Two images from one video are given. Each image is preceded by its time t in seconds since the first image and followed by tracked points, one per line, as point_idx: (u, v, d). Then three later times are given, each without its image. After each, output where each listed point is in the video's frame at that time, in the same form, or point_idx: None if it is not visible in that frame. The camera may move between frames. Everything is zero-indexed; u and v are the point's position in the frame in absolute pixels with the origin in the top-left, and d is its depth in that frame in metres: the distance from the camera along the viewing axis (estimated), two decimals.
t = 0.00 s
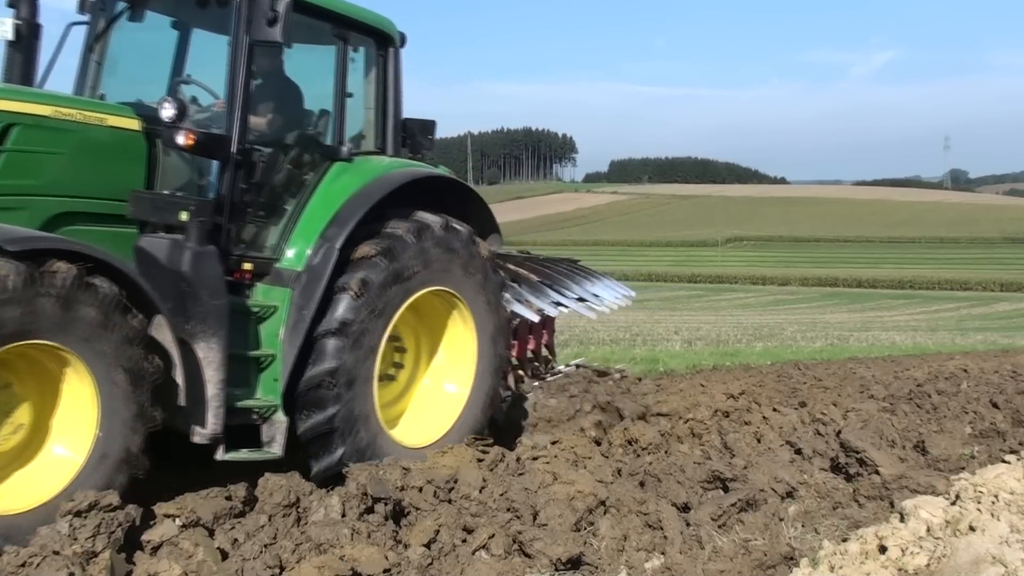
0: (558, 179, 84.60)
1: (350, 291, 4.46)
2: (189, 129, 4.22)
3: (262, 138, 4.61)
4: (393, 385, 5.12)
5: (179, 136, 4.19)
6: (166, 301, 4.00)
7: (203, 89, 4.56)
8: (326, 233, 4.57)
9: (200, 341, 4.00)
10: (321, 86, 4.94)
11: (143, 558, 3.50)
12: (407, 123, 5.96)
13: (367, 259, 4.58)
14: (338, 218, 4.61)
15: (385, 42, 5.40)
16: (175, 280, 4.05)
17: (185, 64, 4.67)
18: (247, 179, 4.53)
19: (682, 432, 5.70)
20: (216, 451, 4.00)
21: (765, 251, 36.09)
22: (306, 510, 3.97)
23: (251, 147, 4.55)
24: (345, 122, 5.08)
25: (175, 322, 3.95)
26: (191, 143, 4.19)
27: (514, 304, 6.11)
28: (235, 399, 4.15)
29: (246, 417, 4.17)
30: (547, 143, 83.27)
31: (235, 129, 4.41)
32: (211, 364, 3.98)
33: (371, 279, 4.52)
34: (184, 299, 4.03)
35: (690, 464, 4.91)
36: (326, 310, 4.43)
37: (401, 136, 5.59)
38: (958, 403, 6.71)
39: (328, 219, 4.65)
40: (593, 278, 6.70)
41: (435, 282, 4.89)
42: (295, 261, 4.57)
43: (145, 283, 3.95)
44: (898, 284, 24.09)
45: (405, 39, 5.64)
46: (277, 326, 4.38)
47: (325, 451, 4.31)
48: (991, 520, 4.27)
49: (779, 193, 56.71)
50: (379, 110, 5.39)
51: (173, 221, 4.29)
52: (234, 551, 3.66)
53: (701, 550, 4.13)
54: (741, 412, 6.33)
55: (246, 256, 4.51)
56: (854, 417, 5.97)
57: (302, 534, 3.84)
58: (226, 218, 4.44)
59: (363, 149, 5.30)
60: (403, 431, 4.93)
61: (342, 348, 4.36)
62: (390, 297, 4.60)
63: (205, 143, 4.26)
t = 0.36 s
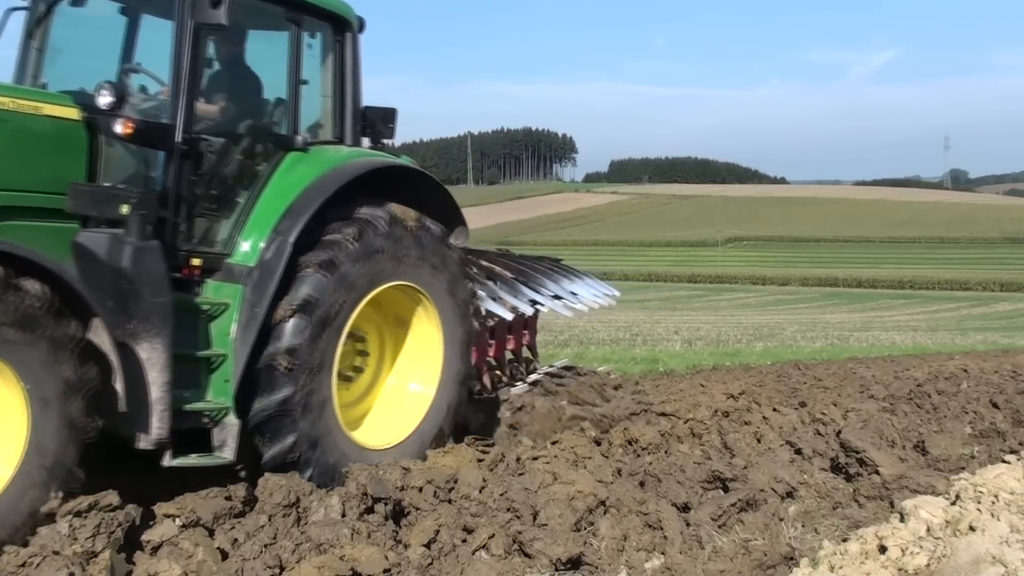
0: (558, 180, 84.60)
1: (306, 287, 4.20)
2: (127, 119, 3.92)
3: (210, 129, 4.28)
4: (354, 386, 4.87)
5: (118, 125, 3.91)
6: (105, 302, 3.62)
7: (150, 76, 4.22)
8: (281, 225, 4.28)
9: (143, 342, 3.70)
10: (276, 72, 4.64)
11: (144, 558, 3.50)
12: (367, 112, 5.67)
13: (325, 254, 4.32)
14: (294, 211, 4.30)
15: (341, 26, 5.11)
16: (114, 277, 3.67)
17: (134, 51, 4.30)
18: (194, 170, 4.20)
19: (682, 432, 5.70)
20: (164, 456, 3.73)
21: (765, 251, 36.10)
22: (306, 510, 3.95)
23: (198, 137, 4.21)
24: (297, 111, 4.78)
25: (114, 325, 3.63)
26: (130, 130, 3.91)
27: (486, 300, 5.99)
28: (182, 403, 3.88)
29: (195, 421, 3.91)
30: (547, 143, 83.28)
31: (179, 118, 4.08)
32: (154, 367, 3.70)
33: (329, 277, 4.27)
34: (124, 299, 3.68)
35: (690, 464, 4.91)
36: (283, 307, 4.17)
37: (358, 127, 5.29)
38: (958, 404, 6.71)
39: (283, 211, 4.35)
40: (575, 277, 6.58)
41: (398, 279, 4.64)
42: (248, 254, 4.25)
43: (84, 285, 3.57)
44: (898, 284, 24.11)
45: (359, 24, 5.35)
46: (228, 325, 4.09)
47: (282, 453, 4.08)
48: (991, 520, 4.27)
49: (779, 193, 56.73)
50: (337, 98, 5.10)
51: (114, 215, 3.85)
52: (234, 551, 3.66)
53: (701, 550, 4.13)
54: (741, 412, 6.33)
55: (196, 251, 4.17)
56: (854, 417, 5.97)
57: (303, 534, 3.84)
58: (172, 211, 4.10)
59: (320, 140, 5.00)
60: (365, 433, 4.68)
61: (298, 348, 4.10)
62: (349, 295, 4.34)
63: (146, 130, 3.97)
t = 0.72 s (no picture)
0: (558, 180, 84.60)
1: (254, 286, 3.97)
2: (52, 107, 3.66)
3: (155, 119, 4.04)
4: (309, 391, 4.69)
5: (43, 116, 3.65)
6: (31, 304, 3.25)
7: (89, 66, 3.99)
8: (227, 222, 4.02)
9: (72, 348, 3.38)
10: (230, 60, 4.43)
11: (143, 558, 3.49)
12: (322, 103, 5.44)
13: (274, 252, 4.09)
14: (240, 207, 4.07)
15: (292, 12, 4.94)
16: (39, 278, 3.32)
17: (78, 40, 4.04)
18: (132, 162, 3.96)
19: (682, 432, 5.70)
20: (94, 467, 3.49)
21: (765, 251, 36.10)
22: (306, 510, 3.94)
23: (137, 128, 3.96)
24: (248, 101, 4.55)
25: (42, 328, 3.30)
26: (56, 121, 3.64)
27: (455, 300, 5.76)
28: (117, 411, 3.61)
29: (132, 430, 3.64)
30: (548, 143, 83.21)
31: (115, 107, 3.85)
32: (84, 374, 3.40)
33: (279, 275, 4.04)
34: (50, 300, 3.33)
35: (690, 464, 4.91)
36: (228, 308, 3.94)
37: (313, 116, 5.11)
38: (958, 404, 6.70)
39: (230, 206, 4.10)
40: (547, 278, 6.38)
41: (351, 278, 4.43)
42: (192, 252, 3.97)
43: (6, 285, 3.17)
44: (898, 284, 24.11)
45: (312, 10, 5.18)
46: (168, 329, 3.81)
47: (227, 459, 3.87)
48: (991, 520, 4.27)
49: (780, 193, 56.75)
50: (291, 87, 4.93)
51: (41, 212, 3.53)
52: (234, 551, 3.65)
53: (701, 550, 4.13)
54: (741, 412, 6.33)
55: (134, 249, 3.89)
56: (854, 417, 5.97)
57: (303, 534, 3.84)
58: (105, 207, 3.86)
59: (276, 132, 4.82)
60: (322, 439, 4.48)
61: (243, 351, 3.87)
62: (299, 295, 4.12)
63: (75, 121, 3.71)
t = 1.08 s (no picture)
0: (558, 180, 84.60)
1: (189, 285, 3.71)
2: None
3: (87, 110, 3.76)
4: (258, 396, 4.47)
5: None
6: None
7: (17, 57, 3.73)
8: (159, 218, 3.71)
9: None
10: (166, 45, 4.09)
11: (143, 558, 3.47)
12: (271, 90, 5.06)
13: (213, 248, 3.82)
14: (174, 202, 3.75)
15: None
16: None
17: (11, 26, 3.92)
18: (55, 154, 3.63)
19: (682, 432, 5.70)
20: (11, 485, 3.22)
21: (764, 251, 36.12)
22: (306, 510, 3.94)
23: (60, 118, 3.64)
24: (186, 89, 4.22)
25: None
26: None
27: (421, 299, 5.57)
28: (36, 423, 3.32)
29: (57, 441, 3.38)
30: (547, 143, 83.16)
31: (33, 95, 3.52)
32: None
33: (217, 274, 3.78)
34: None
35: (690, 464, 4.91)
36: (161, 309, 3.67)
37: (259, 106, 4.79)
38: (958, 404, 6.70)
39: (164, 201, 3.79)
40: (525, 276, 6.18)
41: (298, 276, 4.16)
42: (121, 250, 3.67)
43: None
44: (897, 284, 24.12)
45: None
46: (97, 333, 3.52)
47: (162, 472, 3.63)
48: (991, 520, 4.27)
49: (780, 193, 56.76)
50: (235, 76, 4.59)
51: None
52: (234, 551, 3.63)
53: (701, 550, 4.13)
54: (741, 412, 6.33)
55: (59, 248, 3.60)
56: (854, 417, 5.97)
57: (303, 534, 3.83)
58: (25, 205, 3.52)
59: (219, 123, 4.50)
60: (266, 448, 4.26)
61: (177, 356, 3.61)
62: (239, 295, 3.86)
63: None
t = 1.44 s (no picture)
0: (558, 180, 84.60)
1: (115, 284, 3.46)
2: None
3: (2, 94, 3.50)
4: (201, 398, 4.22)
5: None
6: None
7: None
8: (81, 210, 3.43)
9: None
10: (88, 25, 3.80)
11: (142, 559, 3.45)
12: (205, 73, 4.96)
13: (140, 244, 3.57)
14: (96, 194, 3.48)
15: None
16: None
17: None
18: None
19: (682, 432, 5.70)
20: None
21: (764, 251, 36.13)
22: (306, 510, 3.95)
23: None
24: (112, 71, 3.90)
25: None
26: None
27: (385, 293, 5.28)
28: None
29: None
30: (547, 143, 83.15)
31: None
32: None
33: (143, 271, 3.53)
34: None
35: (690, 464, 4.91)
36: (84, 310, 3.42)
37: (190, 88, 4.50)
38: (957, 404, 6.70)
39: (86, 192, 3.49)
40: (495, 272, 5.97)
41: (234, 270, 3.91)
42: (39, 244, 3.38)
43: None
44: (897, 284, 24.15)
45: None
46: (11, 334, 3.23)
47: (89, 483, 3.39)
48: (991, 520, 4.28)
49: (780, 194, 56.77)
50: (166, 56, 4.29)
51: None
52: (234, 551, 3.63)
53: (701, 550, 4.13)
54: (742, 412, 6.33)
55: None
56: (854, 417, 5.97)
57: (303, 534, 3.83)
58: None
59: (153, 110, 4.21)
60: (212, 450, 4.07)
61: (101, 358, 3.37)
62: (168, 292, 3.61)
63: None
